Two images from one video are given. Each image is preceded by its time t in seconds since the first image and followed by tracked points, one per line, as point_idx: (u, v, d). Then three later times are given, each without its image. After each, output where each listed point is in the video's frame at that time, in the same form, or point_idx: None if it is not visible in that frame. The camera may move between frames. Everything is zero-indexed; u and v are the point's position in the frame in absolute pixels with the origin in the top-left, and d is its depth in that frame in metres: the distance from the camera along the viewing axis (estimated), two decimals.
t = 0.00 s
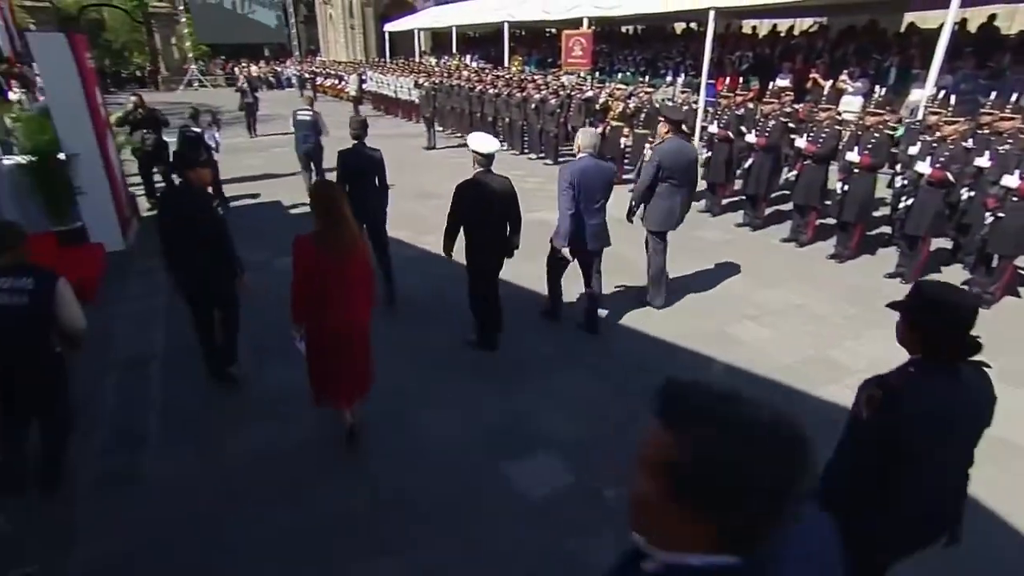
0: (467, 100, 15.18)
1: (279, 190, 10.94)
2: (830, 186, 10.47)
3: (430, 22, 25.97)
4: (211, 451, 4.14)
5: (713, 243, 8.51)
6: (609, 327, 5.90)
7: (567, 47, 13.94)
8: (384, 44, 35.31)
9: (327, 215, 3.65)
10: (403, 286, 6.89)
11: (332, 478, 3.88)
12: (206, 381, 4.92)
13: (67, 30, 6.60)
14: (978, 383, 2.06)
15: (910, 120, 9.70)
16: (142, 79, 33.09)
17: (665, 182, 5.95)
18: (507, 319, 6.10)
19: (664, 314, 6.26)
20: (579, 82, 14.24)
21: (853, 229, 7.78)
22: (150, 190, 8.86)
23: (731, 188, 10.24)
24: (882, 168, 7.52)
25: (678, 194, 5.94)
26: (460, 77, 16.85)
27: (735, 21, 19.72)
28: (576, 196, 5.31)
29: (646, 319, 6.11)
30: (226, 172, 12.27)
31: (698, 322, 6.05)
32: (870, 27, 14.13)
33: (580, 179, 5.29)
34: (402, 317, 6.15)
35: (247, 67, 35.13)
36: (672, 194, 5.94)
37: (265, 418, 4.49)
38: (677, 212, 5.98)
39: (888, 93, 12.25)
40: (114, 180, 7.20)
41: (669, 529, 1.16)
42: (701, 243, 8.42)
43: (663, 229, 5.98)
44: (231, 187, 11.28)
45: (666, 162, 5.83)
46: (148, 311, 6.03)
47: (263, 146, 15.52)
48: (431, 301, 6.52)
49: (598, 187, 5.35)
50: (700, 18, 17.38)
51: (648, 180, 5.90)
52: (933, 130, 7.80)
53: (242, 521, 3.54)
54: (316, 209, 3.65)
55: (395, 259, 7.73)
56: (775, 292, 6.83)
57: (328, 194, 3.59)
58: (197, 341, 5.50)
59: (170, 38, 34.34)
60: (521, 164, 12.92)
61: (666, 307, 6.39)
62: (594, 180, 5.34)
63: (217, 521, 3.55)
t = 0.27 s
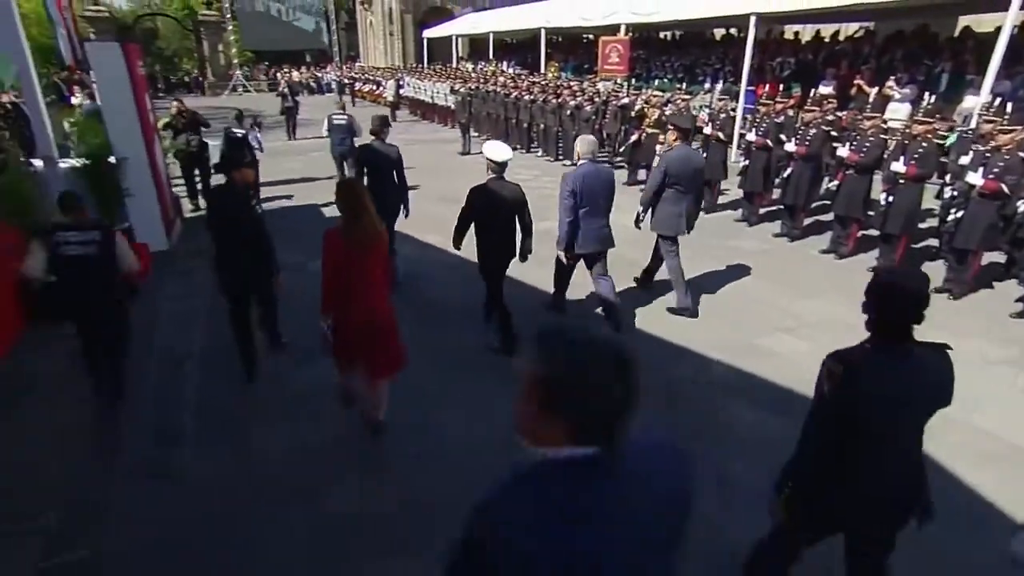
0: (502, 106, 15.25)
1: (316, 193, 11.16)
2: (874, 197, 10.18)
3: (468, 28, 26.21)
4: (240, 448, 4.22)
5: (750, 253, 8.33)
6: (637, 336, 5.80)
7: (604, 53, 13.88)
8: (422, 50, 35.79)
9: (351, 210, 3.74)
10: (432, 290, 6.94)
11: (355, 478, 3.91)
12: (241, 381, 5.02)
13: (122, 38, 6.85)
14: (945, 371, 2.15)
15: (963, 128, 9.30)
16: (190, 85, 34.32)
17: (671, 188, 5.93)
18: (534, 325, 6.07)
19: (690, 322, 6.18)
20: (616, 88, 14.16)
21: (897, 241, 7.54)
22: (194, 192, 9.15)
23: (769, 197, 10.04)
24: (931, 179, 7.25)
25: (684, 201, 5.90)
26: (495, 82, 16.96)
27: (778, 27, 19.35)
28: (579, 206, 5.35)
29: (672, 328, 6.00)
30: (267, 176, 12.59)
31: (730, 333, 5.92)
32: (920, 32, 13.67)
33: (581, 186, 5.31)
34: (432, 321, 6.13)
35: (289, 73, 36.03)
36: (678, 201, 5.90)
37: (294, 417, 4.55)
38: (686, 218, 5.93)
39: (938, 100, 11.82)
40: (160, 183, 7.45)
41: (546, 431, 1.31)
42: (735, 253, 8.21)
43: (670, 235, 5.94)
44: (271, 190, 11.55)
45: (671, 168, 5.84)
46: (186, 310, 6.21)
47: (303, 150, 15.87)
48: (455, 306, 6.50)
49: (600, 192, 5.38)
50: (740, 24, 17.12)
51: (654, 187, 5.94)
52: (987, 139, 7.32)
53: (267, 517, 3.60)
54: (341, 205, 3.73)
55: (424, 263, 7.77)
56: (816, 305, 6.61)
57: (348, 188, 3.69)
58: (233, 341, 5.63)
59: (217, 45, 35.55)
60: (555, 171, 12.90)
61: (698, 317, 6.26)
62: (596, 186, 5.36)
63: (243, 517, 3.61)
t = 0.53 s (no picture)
0: (533, 114, 15.30)
1: (346, 199, 11.32)
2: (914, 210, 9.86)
3: (500, 36, 26.39)
4: (266, 449, 4.28)
5: (782, 266, 8.15)
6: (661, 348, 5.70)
7: (635, 62, 13.82)
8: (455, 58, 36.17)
9: (365, 209, 3.92)
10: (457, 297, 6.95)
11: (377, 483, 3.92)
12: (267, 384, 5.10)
13: (165, 49, 7.07)
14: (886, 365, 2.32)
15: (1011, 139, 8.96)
16: (230, 92, 35.33)
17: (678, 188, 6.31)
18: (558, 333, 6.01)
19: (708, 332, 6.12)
20: (647, 97, 14.08)
21: (937, 256, 7.28)
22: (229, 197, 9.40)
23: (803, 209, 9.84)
24: (974, 192, 6.97)
25: (689, 199, 6.28)
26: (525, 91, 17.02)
27: (815, 35, 19.01)
28: (584, 202, 5.74)
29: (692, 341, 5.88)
30: (300, 182, 12.85)
31: (759, 347, 5.78)
32: (965, 39, 13.25)
33: (583, 183, 5.74)
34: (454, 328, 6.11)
35: (324, 81, 36.76)
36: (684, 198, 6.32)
37: (317, 421, 4.60)
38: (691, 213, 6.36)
39: (984, 109, 11.42)
40: (197, 188, 7.69)
41: (472, 353, 1.61)
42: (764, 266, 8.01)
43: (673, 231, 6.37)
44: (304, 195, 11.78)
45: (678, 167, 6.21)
46: (219, 313, 6.35)
47: (335, 156, 16.16)
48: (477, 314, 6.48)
49: (606, 190, 5.79)
50: (775, 32, 16.88)
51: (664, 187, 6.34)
52: None
53: (290, 518, 3.63)
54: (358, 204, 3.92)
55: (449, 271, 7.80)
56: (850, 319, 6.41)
57: (363, 189, 3.86)
58: (261, 344, 5.73)
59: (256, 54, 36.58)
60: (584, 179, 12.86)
61: (725, 329, 6.14)
62: (602, 185, 5.78)
63: (267, 518, 3.65)
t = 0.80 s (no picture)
0: (559, 122, 15.30)
1: (372, 205, 11.44)
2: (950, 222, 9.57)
3: (527, 45, 26.53)
4: (286, 454, 4.32)
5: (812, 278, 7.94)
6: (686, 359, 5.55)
7: (662, 71, 13.73)
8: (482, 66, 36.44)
9: (387, 205, 4.05)
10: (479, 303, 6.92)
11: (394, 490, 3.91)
12: (291, 388, 5.15)
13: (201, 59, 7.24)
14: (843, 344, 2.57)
15: None
16: (262, 100, 36.16)
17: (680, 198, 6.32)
18: (580, 341, 5.92)
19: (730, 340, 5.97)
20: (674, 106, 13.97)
21: (976, 271, 7.04)
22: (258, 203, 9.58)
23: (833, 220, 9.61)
24: (1015, 204, 6.74)
25: (692, 209, 6.27)
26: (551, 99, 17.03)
27: (848, 42, 18.66)
28: (589, 209, 5.78)
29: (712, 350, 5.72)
30: (328, 189, 13.05)
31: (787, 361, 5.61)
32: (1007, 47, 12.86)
33: (589, 191, 5.78)
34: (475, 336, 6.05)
35: (353, 88, 37.32)
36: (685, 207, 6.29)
37: (338, 427, 4.61)
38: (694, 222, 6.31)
39: None
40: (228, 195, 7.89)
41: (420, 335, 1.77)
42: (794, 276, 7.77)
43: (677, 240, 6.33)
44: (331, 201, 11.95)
45: (678, 178, 6.22)
46: (244, 316, 6.46)
47: (363, 163, 16.38)
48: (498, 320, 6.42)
49: (611, 199, 5.80)
50: (807, 40, 16.59)
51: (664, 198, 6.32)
52: None
53: (308, 523, 3.65)
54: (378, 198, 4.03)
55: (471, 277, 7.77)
56: (883, 334, 6.22)
57: (382, 186, 3.98)
58: (286, 348, 5.80)
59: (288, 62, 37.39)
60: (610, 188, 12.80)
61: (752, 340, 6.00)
62: (607, 193, 5.80)
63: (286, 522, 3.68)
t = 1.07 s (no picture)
0: (584, 130, 15.28)
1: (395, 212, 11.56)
2: (986, 235, 9.27)
3: (553, 54, 26.61)
4: (304, 458, 4.36)
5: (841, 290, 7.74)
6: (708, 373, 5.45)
7: (687, 80, 13.64)
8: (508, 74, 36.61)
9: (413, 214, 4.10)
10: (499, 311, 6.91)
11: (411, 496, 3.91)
12: (310, 393, 5.22)
13: (231, 68, 7.42)
14: (803, 340, 2.82)
15: None
16: (292, 107, 36.95)
17: (677, 196, 6.58)
18: (599, 354, 5.87)
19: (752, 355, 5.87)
20: (700, 115, 13.85)
21: (1012, 286, 6.80)
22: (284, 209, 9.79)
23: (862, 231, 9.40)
24: None
25: (688, 206, 6.56)
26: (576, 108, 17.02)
27: (882, 50, 18.28)
28: (597, 207, 6.21)
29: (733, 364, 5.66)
30: (353, 195, 13.22)
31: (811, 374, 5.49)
32: None
33: (597, 188, 6.19)
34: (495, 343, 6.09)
35: (381, 96, 37.79)
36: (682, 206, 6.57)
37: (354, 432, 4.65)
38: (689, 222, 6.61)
39: None
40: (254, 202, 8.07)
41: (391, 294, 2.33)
42: (821, 289, 7.60)
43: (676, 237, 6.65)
44: (356, 208, 12.10)
45: (675, 179, 6.49)
46: (268, 321, 6.57)
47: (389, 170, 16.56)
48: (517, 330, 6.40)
49: (618, 196, 6.22)
50: (838, 48, 16.31)
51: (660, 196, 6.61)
52: None
53: (322, 527, 3.68)
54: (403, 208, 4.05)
55: (491, 285, 7.77)
56: (913, 349, 6.02)
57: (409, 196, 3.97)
58: (305, 353, 5.88)
59: (317, 71, 38.15)
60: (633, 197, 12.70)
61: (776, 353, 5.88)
62: (614, 191, 6.22)
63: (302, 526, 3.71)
